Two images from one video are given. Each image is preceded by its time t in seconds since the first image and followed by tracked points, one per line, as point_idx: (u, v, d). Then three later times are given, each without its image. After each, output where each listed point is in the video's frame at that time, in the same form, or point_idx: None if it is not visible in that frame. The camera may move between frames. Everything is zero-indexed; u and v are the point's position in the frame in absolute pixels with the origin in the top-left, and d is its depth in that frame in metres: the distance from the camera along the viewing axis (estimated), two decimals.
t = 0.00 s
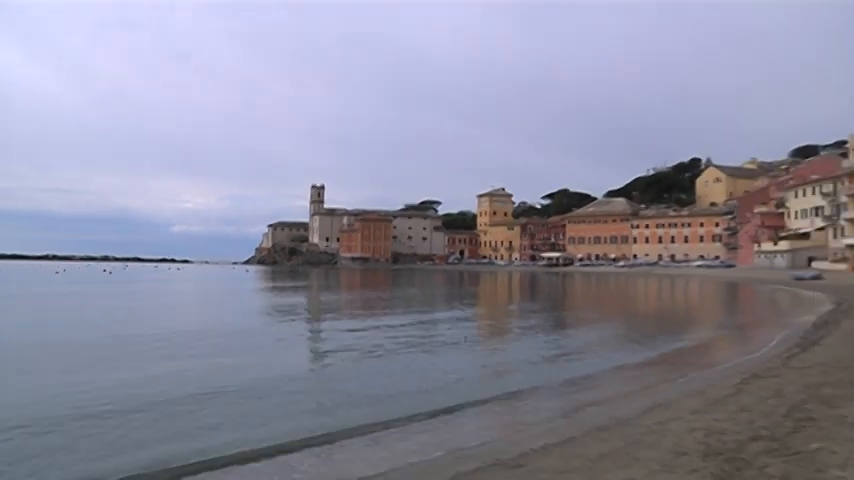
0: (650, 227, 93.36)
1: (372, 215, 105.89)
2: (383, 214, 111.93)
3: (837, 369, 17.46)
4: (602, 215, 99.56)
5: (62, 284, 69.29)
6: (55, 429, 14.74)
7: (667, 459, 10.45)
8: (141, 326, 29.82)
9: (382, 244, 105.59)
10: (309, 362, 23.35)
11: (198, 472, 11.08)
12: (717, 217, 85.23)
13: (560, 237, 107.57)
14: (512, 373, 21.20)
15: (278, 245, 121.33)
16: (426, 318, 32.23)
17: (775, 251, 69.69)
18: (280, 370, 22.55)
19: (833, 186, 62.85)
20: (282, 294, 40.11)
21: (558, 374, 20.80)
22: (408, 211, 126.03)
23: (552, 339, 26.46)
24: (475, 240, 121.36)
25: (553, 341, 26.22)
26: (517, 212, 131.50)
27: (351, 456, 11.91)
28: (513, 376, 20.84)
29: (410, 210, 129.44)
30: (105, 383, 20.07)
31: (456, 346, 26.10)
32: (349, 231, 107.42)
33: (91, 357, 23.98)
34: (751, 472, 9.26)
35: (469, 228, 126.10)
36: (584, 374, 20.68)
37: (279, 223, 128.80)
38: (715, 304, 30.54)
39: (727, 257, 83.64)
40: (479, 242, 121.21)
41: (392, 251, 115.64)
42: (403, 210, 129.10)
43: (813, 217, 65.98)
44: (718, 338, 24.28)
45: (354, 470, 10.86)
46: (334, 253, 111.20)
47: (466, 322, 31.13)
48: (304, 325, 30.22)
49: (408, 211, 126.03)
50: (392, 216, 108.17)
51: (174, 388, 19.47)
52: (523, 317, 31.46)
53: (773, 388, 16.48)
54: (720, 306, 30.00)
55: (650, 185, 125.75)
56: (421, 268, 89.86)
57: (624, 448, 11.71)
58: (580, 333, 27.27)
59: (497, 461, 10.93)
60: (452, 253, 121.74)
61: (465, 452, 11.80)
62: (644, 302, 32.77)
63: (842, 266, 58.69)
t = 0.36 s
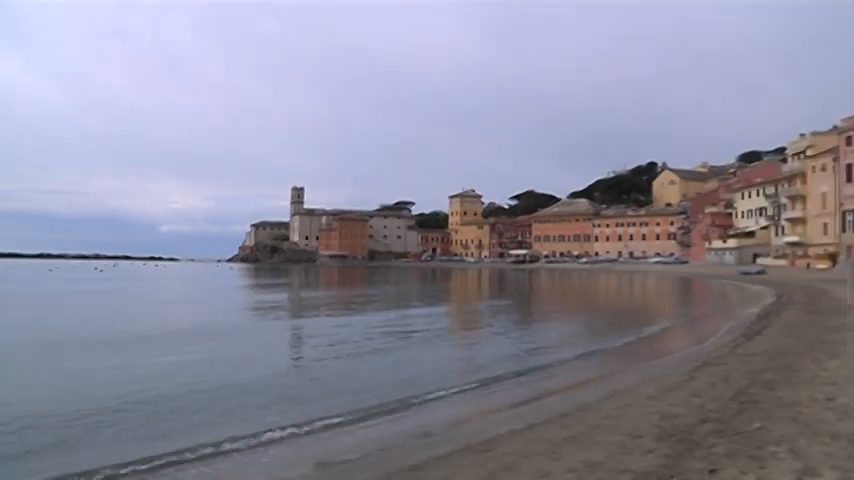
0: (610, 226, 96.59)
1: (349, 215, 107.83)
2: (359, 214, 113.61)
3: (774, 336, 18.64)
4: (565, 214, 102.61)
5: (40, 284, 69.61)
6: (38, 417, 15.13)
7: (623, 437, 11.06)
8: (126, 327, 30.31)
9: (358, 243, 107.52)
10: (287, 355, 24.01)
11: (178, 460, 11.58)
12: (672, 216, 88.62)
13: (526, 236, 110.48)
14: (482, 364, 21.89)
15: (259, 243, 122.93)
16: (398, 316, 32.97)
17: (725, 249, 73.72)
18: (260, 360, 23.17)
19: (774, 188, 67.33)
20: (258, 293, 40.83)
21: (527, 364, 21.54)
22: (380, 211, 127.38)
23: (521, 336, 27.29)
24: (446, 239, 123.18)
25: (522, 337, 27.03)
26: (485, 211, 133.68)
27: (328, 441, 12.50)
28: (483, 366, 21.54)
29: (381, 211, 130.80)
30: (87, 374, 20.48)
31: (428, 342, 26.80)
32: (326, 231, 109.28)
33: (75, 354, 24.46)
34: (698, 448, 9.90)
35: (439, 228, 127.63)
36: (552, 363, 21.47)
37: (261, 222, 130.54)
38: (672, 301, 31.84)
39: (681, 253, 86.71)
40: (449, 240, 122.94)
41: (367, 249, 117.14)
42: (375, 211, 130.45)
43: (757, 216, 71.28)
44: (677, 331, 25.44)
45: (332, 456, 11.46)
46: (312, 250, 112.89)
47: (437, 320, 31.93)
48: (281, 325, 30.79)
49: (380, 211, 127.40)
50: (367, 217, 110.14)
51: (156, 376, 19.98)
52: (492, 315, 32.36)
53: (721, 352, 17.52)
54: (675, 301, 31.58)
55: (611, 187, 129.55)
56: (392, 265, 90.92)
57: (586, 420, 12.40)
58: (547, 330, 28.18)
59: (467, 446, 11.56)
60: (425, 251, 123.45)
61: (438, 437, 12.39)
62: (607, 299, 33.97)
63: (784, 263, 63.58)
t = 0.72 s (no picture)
0: (569, 227, 97.59)
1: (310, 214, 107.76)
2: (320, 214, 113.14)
3: (727, 336, 18.94)
4: (525, 215, 103.44)
5: None
6: None
7: (580, 436, 11.13)
8: (84, 327, 29.77)
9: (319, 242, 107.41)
10: (249, 355, 23.74)
11: (132, 461, 11.39)
12: (631, 217, 89.74)
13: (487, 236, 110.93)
14: (449, 364, 21.83)
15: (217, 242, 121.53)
16: (363, 317, 32.82)
17: (682, 249, 74.73)
18: (219, 360, 22.92)
19: (730, 190, 68.68)
20: (219, 293, 40.42)
21: (493, 364, 21.53)
22: (342, 211, 126.98)
23: (487, 336, 27.30)
24: (407, 239, 123.25)
25: (487, 337, 27.05)
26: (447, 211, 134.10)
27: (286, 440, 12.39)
28: (450, 366, 21.50)
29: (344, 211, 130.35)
30: (41, 375, 20.06)
31: (393, 343, 26.67)
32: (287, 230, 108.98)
33: (31, 354, 23.97)
34: (653, 446, 10.00)
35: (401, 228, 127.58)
36: (518, 363, 21.48)
37: (220, 223, 129.10)
38: (634, 301, 32.15)
39: (640, 254, 87.89)
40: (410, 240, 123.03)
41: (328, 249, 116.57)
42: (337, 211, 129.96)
43: (714, 218, 72.46)
44: (640, 331, 25.66)
45: (290, 456, 11.37)
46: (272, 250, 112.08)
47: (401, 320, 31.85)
48: (243, 326, 30.48)
49: (342, 211, 126.99)
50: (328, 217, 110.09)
51: (113, 377, 19.66)
52: (456, 315, 32.35)
53: (678, 350, 17.71)
54: (635, 301, 31.85)
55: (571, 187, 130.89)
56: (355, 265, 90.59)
57: (545, 419, 12.47)
58: (511, 330, 28.23)
59: (425, 445, 11.54)
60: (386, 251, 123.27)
61: (397, 436, 12.35)
62: (570, 299, 34.17)
63: (739, 264, 64.76)
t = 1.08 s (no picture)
0: (521, 228, 98.45)
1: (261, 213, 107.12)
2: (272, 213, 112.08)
3: (674, 335, 19.26)
4: (478, 215, 104.17)
5: None
6: None
7: (529, 434, 11.21)
8: (26, 329, 29.01)
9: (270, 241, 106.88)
10: (196, 357, 23.40)
11: (74, 465, 11.14)
12: (582, 219, 90.93)
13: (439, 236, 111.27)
14: (399, 364, 21.84)
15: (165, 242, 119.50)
16: (313, 317, 32.64)
17: (632, 250, 75.86)
18: (166, 362, 22.54)
19: (678, 193, 70.04)
20: (165, 294, 39.74)
21: (442, 364, 21.61)
22: (294, 211, 126.02)
23: (437, 335, 27.38)
24: (360, 239, 122.91)
25: (437, 337, 27.13)
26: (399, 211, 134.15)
27: (233, 442, 12.24)
28: (400, 366, 21.52)
29: (296, 211, 129.38)
30: None
31: (343, 343, 26.56)
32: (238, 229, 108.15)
33: None
34: (600, 444, 10.11)
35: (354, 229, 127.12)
36: (468, 362, 21.57)
37: (169, 221, 126.97)
38: (582, 301, 32.57)
39: (590, 255, 89.08)
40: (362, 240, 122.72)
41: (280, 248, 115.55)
42: (289, 211, 128.93)
43: (662, 220, 73.93)
44: (586, 331, 26.00)
45: (236, 457, 11.22)
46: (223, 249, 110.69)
47: (351, 321, 31.75)
48: (191, 327, 30.02)
49: (294, 211, 126.05)
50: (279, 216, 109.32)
51: (56, 380, 19.20)
52: (407, 315, 32.39)
53: (624, 350, 17.97)
54: (583, 301, 32.27)
55: (523, 188, 132.13)
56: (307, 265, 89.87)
57: (494, 419, 12.53)
58: (461, 330, 28.37)
59: (374, 445, 11.51)
60: (338, 250, 122.71)
61: (346, 437, 12.30)
62: (520, 299, 34.47)
63: (687, 265, 66.13)
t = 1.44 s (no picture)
0: (470, 230, 99.02)
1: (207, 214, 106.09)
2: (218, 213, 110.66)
3: (618, 335, 19.57)
4: (427, 217, 104.43)
5: None
6: None
7: (474, 434, 11.28)
8: None
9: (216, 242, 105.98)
10: (138, 361, 22.95)
11: (10, 472, 10.85)
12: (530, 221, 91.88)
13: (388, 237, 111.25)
14: (348, 366, 21.76)
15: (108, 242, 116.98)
16: (260, 319, 32.31)
17: (578, 251, 76.84)
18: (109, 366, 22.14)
19: (623, 196, 71.22)
20: (107, 297, 38.92)
21: (392, 365, 21.61)
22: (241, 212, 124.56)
23: (386, 337, 27.35)
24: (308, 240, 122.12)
25: (386, 338, 27.11)
26: (348, 212, 133.70)
27: (176, 446, 12.07)
28: (349, 368, 21.43)
29: (243, 211, 127.88)
30: None
31: (292, 345, 26.35)
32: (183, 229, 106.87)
33: None
34: (545, 443, 10.23)
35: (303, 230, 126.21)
36: (417, 364, 21.60)
37: (112, 221, 124.36)
38: (529, 302, 32.89)
39: (538, 256, 90.05)
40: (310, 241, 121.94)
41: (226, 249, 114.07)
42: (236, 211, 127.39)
43: (608, 222, 75.11)
44: (534, 331, 26.27)
45: (180, 461, 11.06)
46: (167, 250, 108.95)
47: (298, 322, 31.53)
48: (135, 330, 29.44)
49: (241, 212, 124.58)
50: (226, 217, 108.17)
51: None
52: (355, 316, 32.31)
53: (570, 350, 18.20)
54: (530, 303, 32.61)
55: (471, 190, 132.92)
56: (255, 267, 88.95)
57: (440, 420, 12.57)
58: (411, 331, 28.41)
59: (320, 447, 11.47)
60: (285, 251, 121.67)
61: (291, 439, 12.22)
62: (467, 300, 34.66)
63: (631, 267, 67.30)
